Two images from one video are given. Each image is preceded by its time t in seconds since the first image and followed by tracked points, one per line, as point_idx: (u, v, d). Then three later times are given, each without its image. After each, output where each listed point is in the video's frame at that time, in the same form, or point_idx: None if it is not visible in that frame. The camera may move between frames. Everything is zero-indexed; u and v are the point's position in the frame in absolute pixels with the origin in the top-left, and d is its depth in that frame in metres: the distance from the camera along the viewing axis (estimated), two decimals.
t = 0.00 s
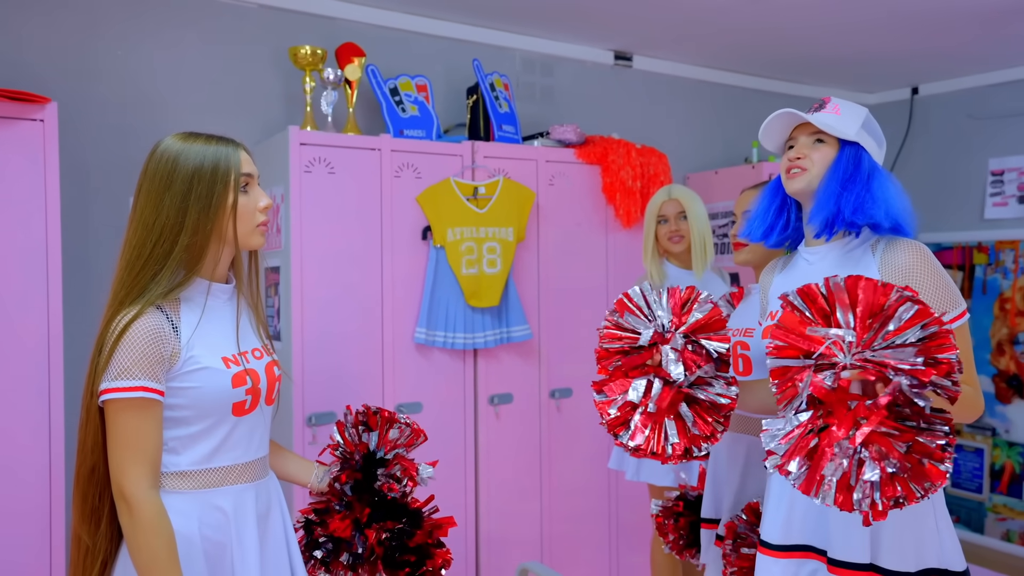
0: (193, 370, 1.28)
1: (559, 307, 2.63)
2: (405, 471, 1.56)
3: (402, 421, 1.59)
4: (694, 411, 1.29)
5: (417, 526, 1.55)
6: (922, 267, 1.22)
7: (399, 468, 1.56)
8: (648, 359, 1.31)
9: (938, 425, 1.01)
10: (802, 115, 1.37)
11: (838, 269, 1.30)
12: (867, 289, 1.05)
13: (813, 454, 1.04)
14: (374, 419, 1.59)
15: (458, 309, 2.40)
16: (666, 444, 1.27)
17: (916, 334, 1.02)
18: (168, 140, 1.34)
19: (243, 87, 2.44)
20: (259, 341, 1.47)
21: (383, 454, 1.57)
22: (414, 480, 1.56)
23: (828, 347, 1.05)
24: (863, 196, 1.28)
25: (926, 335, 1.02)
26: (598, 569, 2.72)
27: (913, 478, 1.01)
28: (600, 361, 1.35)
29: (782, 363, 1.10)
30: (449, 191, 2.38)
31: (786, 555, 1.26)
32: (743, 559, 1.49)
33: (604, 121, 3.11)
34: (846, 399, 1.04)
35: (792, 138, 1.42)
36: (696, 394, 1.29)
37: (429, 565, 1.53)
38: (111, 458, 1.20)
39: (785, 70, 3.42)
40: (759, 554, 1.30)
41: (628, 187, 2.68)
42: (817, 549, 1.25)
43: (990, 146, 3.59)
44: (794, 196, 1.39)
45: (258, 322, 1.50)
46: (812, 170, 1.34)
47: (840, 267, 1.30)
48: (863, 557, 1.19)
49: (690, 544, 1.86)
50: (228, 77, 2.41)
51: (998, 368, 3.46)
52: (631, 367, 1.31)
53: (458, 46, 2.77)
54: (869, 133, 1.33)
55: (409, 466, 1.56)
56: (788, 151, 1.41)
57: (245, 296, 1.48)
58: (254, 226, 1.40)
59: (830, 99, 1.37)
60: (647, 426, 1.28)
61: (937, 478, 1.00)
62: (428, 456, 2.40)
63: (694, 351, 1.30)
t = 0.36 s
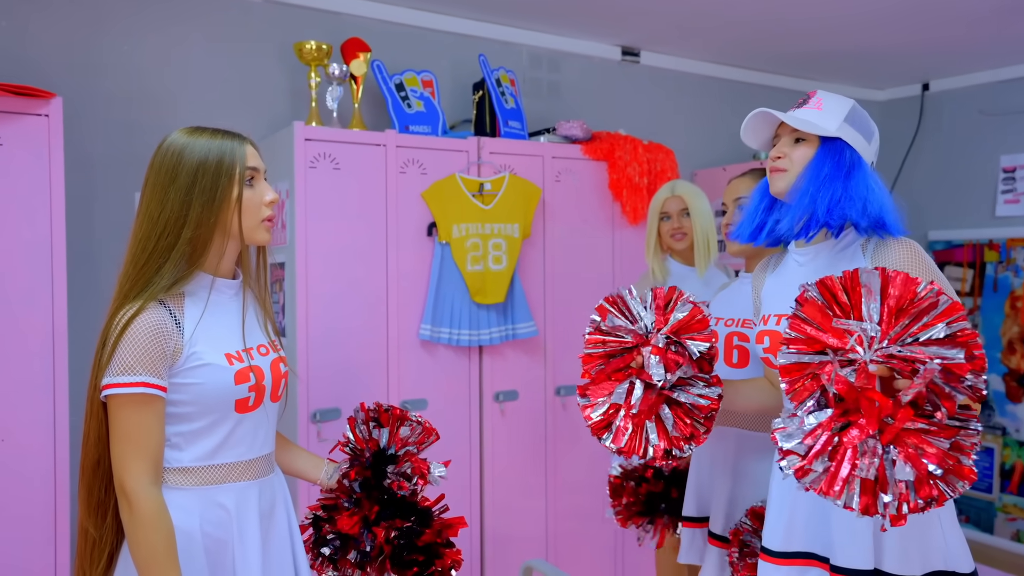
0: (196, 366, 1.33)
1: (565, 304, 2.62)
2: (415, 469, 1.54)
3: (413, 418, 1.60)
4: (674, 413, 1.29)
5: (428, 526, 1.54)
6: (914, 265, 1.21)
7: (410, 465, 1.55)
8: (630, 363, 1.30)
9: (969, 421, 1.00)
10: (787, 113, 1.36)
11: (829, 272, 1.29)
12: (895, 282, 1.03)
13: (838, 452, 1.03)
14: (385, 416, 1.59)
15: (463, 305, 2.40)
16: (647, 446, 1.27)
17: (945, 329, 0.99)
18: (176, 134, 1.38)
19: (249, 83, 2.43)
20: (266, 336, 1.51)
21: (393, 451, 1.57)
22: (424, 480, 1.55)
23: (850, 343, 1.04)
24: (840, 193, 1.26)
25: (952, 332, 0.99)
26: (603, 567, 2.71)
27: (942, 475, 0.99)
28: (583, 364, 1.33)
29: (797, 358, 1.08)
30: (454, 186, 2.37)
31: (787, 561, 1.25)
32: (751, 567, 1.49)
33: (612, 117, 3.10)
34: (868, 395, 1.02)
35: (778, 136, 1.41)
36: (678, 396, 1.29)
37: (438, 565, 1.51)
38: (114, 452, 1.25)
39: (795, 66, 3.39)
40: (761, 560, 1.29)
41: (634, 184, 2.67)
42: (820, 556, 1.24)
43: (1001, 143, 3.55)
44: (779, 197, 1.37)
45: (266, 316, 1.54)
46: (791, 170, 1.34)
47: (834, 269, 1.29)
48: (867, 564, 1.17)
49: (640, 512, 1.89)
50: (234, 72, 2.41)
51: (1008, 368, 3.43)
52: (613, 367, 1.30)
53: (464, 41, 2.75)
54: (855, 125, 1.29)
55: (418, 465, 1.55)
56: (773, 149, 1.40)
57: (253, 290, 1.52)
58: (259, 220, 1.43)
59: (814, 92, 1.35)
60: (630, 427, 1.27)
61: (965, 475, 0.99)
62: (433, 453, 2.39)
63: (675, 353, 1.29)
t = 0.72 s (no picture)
0: (198, 361, 1.32)
1: (575, 298, 2.60)
2: (424, 467, 1.52)
3: (424, 416, 1.58)
4: (650, 389, 1.32)
5: (437, 526, 1.49)
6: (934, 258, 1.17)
7: (420, 464, 1.52)
8: (617, 339, 1.37)
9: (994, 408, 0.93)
10: (799, 100, 1.34)
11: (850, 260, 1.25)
12: (927, 267, 1.00)
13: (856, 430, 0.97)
14: (395, 414, 1.58)
15: (473, 300, 2.38)
16: (621, 418, 1.33)
17: (971, 308, 0.96)
18: (181, 127, 1.38)
19: (257, 77, 2.42)
20: (272, 332, 1.50)
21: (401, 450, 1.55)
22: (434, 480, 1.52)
23: (875, 320, 1.00)
24: (864, 182, 1.23)
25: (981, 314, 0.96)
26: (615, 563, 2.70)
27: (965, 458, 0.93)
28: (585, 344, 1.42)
29: (818, 333, 1.04)
30: (463, 180, 2.35)
31: (791, 563, 1.23)
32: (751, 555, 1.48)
33: (623, 110, 3.07)
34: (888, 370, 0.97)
35: (789, 123, 1.39)
36: (657, 372, 1.33)
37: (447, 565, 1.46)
38: (116, 447, 1.24)
39: (809, 57, 3.35)
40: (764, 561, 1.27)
41: (646, 176, 2.64)
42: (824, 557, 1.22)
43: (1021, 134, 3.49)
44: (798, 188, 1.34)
45: (272, 310, 1.52)
46: (813, 159, 1.31)
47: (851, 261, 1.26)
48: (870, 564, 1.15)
49: (621, 504, 1.78)
50: (242, 66, 2.40)
51: None
52: (605, 342, 1.38)
53: (473, 34, 2.73)
54: (873, 108, 1.28)
55: (427, 464, 1.52)
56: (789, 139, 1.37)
57: (258, 282, 1.51)
58: (263, 215, 1.42)
59: (825, 77, 1.34)
60: (608, 398, 1.34)
61: (989, 458, 0.93)
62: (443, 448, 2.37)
63: (657, 329, 1.34)
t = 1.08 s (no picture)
0: (200, 354, 1.31)
1: (590, 290, 2.56)
2: (433, 462, 1.48)
3: (435, 410, 1.55)
4: (672, 370, 1.24)
5: (446, 525, 1.47)
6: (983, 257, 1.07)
7: (430, 460, 1.48)
8: (640, 316, 1.28)
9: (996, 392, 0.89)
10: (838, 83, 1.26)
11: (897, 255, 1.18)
12: (944, 245, 0.93)
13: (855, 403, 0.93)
14: (405, 407, 1.54)
15: (486, 293, 2.36)
16: (640, 398, 1.24)
17: (979, 290, 0.90)
18: (183, 117, 1.37)
19: (270, 68, 2.41)
20: (279, 324, 1.48)
21: (411, 445, 1.51)
22: (444, 476, 1.48)
23: (887, 294, 0.94)
24: (924, 151, 1.17)
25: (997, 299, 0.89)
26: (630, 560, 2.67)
27: (967, 439, 0.88)
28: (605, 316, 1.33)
29: (831, 309, 0.99)
30: (477, 171, 2.32)
31: (802, 555, 1.20)
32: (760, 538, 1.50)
33: (640, 100, 3.02)
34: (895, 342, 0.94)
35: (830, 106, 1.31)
36: (679, 354, 1.25)
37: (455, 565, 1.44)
38: (117, 441, 1.24)
39: (831, 45, 3.28)
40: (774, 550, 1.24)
41: (662, 168, 2.60)
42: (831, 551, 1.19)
43: None
44: (845, 171, 1.26)
45: (279, 304, 1.51)
46: (860, 138, 1.23)
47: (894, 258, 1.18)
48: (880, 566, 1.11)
49: (642, 530, 1.75)
50: (255, 56, 2.39)
51: None
52: (628, 316, 1.29)
53: (488, 24, 2.70)
54: (919, 85, 1.21)
55: (439, 459, 1.48)
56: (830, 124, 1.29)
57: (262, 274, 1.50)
58: (265, 206, 1.40)
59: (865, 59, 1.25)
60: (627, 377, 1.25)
61: (999, 437, 0.88)
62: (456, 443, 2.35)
63: (683, 309, 1.26)
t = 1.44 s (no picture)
0: (189, 351, 1.29)
1: (600, 287, 2.52)
2: (435, 463, 1.46)
3: (436, 409, 1.53)
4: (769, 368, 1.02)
5: (445, 526, 1.40)
6: None
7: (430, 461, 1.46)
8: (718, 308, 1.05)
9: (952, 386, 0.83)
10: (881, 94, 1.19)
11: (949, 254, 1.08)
12: (929, 232, 0.84)
13: (789, 373, 0.85)
14: (405, 408, 1.52)
15: (494, 290, 2.33)
16: (734, 405, 1.03)
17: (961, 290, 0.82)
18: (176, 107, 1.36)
19: (277, 63, 2.40)
20: (273, 320, 1.46)
21: (411, 445, 1.50)
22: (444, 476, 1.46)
23: (871, 279, 0.83)
24: (960, 158, 1.07)
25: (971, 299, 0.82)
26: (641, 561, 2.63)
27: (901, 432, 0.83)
28: (668, 310, 1.11)
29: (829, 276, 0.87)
30: (484, 167, 2.30)
31: (820, 543, 1.12)
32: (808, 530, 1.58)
33: (652, 94, 2.98)
34: (856, 328, 0.82)
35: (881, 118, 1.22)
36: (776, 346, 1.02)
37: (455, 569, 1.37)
38: (105, 439, 1.22)
39: (848, 38, 3.22)
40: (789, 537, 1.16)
41: (674, 163, 2.55)
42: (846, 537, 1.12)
43: None
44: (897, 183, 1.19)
45: (275, 297, 1.51)
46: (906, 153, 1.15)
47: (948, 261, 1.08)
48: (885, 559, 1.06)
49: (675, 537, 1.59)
50: (262, 51, 2.37)
51: None
52: (701, 309, 1.07)
53: (498, 18, 2.67)
54: (963, 78, 1.09)
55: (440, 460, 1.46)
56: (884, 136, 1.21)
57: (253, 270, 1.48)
58: (252, 201, 1.38)
59: (907, 63, 1.18)
60: (715, 380, 1.04)
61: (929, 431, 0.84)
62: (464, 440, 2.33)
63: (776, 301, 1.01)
